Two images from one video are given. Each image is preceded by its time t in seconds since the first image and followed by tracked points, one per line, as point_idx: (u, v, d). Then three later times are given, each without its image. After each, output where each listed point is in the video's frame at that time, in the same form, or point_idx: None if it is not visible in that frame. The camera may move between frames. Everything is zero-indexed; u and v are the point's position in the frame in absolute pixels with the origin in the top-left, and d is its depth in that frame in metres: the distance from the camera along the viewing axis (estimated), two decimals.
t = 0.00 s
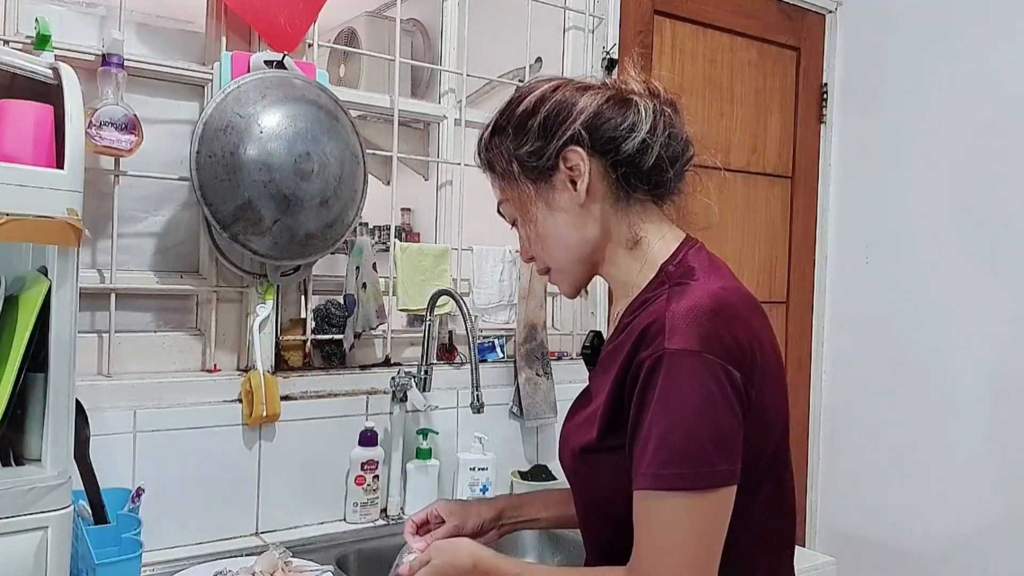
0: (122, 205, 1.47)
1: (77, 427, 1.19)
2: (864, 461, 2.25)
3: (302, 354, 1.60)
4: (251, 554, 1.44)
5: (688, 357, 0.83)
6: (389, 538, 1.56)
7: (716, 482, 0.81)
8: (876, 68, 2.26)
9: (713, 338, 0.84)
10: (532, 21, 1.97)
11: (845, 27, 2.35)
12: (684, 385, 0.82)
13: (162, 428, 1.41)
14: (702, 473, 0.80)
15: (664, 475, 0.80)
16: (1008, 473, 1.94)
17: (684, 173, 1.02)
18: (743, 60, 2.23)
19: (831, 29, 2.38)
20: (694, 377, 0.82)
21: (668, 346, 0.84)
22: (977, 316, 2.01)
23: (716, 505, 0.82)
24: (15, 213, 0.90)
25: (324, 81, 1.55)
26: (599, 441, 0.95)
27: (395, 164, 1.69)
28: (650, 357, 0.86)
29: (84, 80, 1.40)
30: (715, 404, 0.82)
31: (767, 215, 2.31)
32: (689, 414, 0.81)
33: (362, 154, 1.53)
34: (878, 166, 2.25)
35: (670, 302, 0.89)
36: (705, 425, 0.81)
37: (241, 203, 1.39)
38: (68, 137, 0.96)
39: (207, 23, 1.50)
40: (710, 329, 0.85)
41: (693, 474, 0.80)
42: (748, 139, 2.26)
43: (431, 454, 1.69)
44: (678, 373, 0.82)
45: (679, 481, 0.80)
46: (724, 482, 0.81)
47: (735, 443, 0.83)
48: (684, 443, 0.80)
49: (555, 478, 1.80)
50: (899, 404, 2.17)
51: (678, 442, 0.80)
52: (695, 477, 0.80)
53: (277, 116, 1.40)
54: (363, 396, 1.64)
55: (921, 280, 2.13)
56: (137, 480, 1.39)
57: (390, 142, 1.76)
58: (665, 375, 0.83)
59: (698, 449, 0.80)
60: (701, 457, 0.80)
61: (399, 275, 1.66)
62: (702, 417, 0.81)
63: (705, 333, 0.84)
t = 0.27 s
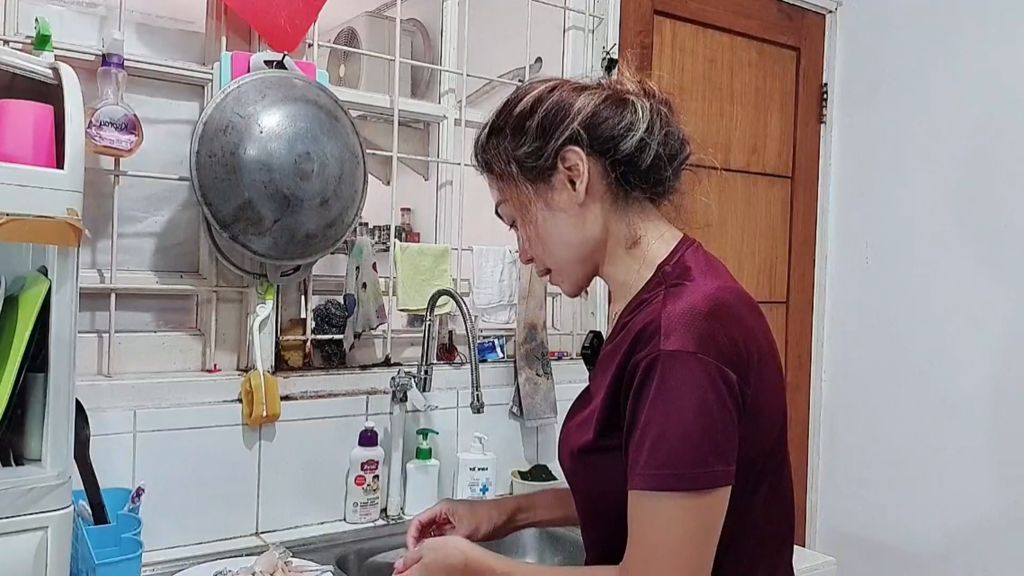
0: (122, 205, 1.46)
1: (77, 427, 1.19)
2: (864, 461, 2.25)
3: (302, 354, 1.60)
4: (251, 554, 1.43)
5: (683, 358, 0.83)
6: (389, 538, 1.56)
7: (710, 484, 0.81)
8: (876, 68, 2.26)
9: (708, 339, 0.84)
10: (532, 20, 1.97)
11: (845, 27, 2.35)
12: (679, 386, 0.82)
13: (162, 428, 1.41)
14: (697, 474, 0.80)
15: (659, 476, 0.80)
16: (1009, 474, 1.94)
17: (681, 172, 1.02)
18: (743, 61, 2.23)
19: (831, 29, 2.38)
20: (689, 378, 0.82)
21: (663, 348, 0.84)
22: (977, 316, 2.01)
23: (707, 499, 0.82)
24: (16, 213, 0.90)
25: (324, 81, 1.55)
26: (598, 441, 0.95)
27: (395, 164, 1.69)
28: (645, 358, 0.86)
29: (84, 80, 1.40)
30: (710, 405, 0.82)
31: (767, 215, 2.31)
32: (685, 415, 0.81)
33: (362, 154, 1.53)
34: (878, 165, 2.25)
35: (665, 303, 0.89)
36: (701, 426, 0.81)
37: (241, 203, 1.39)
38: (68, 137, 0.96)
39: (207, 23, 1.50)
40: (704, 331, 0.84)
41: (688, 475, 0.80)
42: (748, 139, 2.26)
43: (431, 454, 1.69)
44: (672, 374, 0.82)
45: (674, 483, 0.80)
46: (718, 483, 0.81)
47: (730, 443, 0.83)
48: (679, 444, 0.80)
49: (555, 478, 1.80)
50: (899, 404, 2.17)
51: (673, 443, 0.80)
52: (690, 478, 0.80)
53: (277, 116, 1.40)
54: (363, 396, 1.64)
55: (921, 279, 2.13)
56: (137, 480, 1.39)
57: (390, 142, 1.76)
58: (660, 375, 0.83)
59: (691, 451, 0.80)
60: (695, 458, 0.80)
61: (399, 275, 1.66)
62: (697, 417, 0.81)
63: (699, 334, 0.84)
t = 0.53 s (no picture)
0: (121, 205, 1.47)
1: (76, 427, 1.19)
2: (864, 461, 2.25)
3: (302, 354, 1.60)
4: (251, 554, 1.43)
5: (685, 356, 0.83)
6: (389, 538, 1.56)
7: (715, 480, 0.80)
8: (876, 67, 2.26)
9: (710, 336, 0.84)
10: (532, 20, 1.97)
11: (845, 27, 2.35)
12: (681, 384, 0.82)
13: (162, 428, 1.41)
14: (702, 471, 0.80)
15: (662, 474, 0.80)
16: (1009, 474, 1.94)
17: (681, 170, 1.02)
18: (743, 61, 2.23)
19: (831, 29, 2.37)
20: (692, 375, 0.82)
21: (665, 346, 0.84)
22: (977, 316, 2.01)
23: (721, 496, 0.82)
24: (15, 213, 0.90)
25: (324, 81, 1.55)
26: (598, 441, 0.95)
27: (395, 164, 1.69)
28: (647, 356, 0.86)
29: (84, 80, 1.40)
30: (712, 403, 0.81)
31: (767, 215, 2.31)
32: (687, 412, 0.81)
33: (362, 154, 1.53)
34: (878, 165, 2.25)
35: (666, 302, 0.89)
36: (704, 423, 0.81)
37: (241, 203, 1.39)
38: (68, 137, 0.96)
39: (207, 23, 1.50)
40: (706, 328, 0.84)
41: (692, 472, 0.80)
42: (748, 139, 2.26)
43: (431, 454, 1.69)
44: (674, 371, 0.82)
45: (678, 480, 0.80)
46: (723, 480, 0.81)
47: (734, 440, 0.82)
48: (682, 442, 0.80)
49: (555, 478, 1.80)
50: (899, 404, 2.17)
51: (677, 441, 0.80)
52: (694, 476, 0.80)
53: (277, 116, 1.40)
54: (363, 396, 1.64)
55: (921, 279, 2.13)
56: (137, 480, 1.39)
57: (390, 142, 1.76)
58: (662, 373, 0.83)
59: (695, 448, 0.80)
60: (699, 455, 0.80)
61: (399, 275, 1.66)
62: (700, 415, 0.81)
63: (701, 331, 0.84)
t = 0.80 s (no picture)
0: (121, 205, 1.47)
1: (77, 427, 1.19)
2: (864, 461, 2.25)
3: (302, 354, 1.60)
4: (251, 554, 1.43)
5: (685, 352, 0.83)
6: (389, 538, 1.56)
7: (718, 475, 0.80)
8: (876, 67, 2.26)
9: (711, 332, 0.84)
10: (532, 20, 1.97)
11: (845, 27, 2.35)
12: (682, 380, 0.82)
13: (162, 428, 1.41)
14: (704, 467, 0.80)
15: (664, 470, 0.80)
16: (1009, 474, 1.94)
17: (682, 171, 1.02)
18: (743, 61, 2.23)
19: (831, 29, 2.38)
20: (693, 371, 0.82)
21: (666, 342, 0.84)
22: (978, 316, 2.01)
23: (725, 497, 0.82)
24: (16, 213, 0.90)
25: (324, 81, 1.55)
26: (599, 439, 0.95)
27: (395, 164, 1.69)
28: (648, 353, 0.86)
29: (84, 80, 1.40)
30: (713, 399, 0.82)
31: (767, 215, 2.31)
32: (688, 408, 0.81)
33: (362, 155, 1.53)
34: (878, 165, 2.25)
35: (667, 299, 0.89)
36: (705, 419, 0.81)
37: (241, 202, 1.39)
38: (68, 137, 0.96)
39: (207, 23, 1.49)
40: (707, 324, 0.85)
41: (694, 468, 0.80)
42: (748, 139, 2.26)
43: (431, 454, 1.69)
44: (675, 368, 0.82)
45: (680, 476, 0.80)
46: (725, 475, 0.81)
47: (736, 436, 0.83)
48: (683, 438, 0.80)
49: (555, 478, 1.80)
50: (899, 404, 2.17)
51: (678, 436, 0.80)
52: (696, 471, 0.80)
53: (277, 116, 1.40)
54: (363, 396, 1.64)
55: (921, 279, 2.13)
56: (137, 480, 1.39)
57: (390, 142, 1.76)
58: (663, 370, 0.83)
59: (697, 444, 0.80)
60: (701, 450, 0.80)
61: (399, 275, 1.66)
62: (702, 411, 0.81)
63: (702, 328, 0.84)
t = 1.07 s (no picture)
0: (121, 205, 1.47)
1: (77, 427, 1.19)
2: (864, 461, 2.25)
3: (302, 354, 1.60)
4: (251, 554, 1.43)
5: (684, 350, 0.83)
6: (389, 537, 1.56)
7: (705, 474, 0.81)
8: (876, 67, 2.26)
9: (710, 332, 0.85)
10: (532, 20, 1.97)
11: (845, 27, 2.35)
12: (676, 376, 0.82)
13: (162, 427, 1.41)
14: (692, 464, 0.80)
15: (651, 464, 0.80)
16: (1009, 474, 1.94)
17: (679, 171, 1.02)
18: (743, 61, 2.23)
19: (831, 29, 2.37)
20: (689, 370, 0.82)
21: (663, 339, 0.84)
22: (978, 315, 2.01)
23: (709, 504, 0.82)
24: (16, 213, 0.90)
25: (324, 81, 1.55)
26: (596, 436, 0.95)
27: (395, 164, 1.69)
28: (643, 349, 0.86)
29: (84, 80, 1.40)
30: (708, 398, 0.82)
31: (767, 215, 2.31)
32: (682, 406, 0.81)
33: (362, 154, 1.53)
34: (878, 165, 2.25)
35: (667, 297, 0.89)
36: (697, 417, 0.81)
37: (241, 203, 1.39)
38: (68, 137, 0.96)
39: (207, 23, 1.50)
40: (707, 324, 0.85)
41: (682, 464, 0.80)
42: (748, 139, 2.26)
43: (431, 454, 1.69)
44: (672, 365, 0.83)
45: (666, 472, 0.80)
46: (713, 475, 0.81)
47: (725, 436, 0.83)
48: (673, 433, 0.81)
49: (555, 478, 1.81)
50: (899, 404, 2.17)
51: (668, 432, 0.81)
52: (681, 468, 0.80)
53: (277, 116, 1.40)
54: (363, 396, 1.64)
55: (920, 279, 2.13)
56: (137, 480, 1.39)
57: (389, 142, 1.76)
58: (659, 367, 0.83)
59: (687, 441, 0.80)
60: (691, 448, 0.80)
61: (399, 275, 1.66)
62: (695, 409, 0.81)
63: (701, 327, 0.85)
